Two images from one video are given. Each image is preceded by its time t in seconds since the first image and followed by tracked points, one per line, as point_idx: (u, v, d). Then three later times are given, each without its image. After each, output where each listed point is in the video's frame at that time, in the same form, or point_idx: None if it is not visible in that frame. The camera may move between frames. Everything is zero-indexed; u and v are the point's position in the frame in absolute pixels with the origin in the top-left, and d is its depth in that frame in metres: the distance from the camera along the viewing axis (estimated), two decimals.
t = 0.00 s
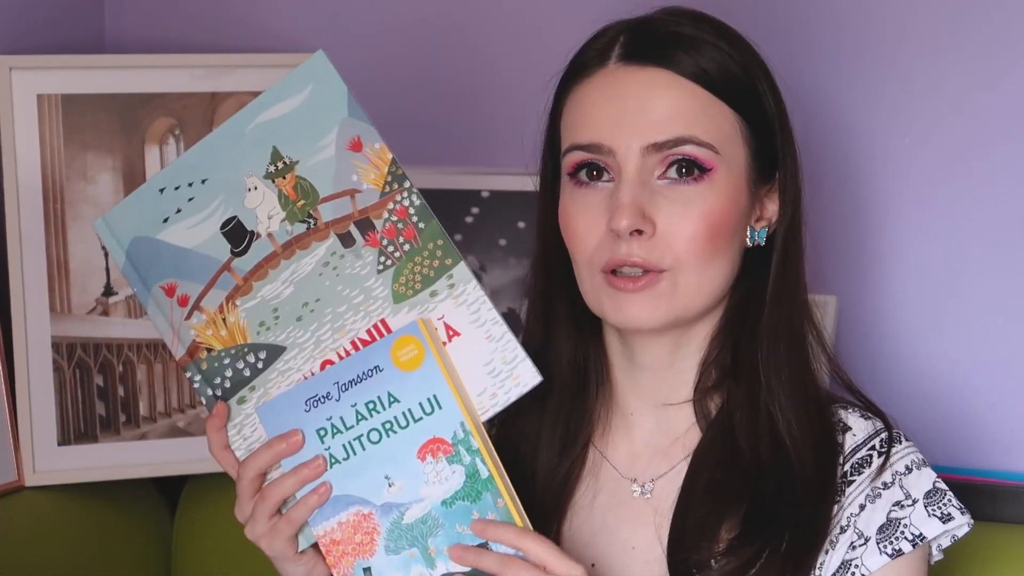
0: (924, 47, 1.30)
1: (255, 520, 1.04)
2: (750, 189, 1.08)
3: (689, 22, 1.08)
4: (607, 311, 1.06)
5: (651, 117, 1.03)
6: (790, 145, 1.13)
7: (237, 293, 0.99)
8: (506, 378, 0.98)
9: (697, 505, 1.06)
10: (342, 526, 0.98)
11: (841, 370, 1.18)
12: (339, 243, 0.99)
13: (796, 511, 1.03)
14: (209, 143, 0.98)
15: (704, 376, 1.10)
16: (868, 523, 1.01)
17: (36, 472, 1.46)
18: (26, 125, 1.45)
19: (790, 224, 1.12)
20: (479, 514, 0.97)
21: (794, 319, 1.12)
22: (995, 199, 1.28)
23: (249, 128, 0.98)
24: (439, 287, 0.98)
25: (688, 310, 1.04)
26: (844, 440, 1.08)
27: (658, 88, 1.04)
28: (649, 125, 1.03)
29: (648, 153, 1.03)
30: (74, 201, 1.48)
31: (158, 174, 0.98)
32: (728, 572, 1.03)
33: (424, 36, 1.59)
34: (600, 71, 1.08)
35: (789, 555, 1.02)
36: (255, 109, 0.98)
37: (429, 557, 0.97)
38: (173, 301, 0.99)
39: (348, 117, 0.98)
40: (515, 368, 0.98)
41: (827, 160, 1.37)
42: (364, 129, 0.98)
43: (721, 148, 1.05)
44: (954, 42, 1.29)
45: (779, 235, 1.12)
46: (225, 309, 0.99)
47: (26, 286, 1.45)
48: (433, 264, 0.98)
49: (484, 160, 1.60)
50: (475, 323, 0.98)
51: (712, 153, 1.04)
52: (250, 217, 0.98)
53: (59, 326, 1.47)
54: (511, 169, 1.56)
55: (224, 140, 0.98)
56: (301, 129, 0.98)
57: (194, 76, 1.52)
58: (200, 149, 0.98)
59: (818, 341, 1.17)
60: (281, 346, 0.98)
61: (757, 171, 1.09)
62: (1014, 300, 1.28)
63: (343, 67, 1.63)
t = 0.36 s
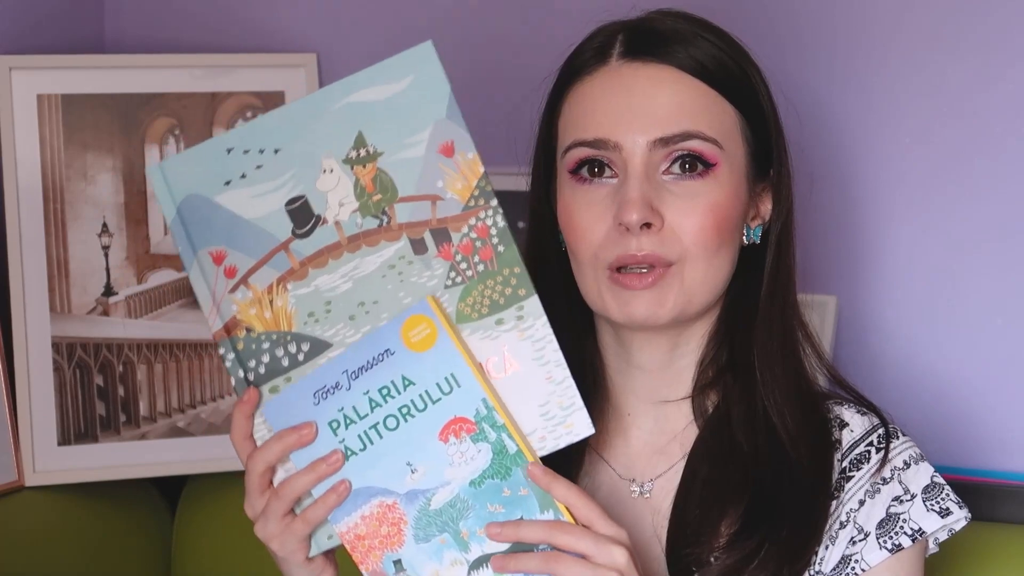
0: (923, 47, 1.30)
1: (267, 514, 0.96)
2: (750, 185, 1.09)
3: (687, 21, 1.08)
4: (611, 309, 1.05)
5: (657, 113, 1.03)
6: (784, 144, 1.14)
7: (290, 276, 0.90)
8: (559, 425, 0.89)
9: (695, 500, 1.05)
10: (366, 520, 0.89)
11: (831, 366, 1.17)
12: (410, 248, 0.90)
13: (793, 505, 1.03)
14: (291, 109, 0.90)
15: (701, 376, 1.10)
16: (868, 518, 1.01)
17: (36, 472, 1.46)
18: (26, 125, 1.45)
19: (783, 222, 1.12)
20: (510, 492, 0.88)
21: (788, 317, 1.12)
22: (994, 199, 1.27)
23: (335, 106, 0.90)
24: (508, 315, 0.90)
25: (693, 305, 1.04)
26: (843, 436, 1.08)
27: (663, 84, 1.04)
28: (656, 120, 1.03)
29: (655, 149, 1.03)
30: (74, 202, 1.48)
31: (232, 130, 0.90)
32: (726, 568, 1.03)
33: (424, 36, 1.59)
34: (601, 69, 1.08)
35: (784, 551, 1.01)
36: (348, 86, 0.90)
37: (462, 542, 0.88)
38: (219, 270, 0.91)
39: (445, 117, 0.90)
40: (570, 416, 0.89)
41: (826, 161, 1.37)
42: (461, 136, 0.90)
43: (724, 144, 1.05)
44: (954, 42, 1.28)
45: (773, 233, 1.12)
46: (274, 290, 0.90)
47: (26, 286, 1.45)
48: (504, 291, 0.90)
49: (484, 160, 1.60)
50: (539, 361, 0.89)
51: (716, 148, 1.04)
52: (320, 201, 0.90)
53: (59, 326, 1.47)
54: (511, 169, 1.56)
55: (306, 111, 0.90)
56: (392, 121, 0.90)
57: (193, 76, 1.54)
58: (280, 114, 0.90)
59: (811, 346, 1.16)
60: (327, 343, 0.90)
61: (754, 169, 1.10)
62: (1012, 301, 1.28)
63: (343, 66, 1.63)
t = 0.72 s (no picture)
0: (923, 48, 1.30)
1: None
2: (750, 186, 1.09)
3: (686, 22, 1.08)
4: (611, 313, 1.05)
5: (655, 116, 1.03)
6: (785, 145, 1.14)
7: (256, 357, 0.92)
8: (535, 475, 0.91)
9: (694, 501, 1.06)
10: (373, 561, 0.90)
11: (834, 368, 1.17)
12: (373, 317, 0.92)
13: (790, 507, 1.03)
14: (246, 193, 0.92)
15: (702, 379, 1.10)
16: (867, 520, 1.01)
17: (36, 471, 1.46)
18: (26, 125, 1.45)
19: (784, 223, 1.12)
20: (505, 495, 0.89)
21: (787, 319, 1.12)
22: (994, 201, 1.27)
23: (289, 188, 0.92)
24: (474, 373, 0.91)
25: (693, 307, 1.03)
26: (842, 438, 1.08)
27: (661, 87, 1.04)
28: (654, 123, 1.03)
29: (653, 151, 1.03)
30: (75, 202, 1.48)
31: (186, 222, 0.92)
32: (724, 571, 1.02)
33: (424, 36, 1.59)
34: (600, 71, 1.08)
35: (780, 552, 1.01)
36: (298, 169, 0.92)
37: (472, 555, 0.89)
38: (186, 357, 0.92)
39: (395, 190, 0.93)
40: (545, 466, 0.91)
41: (825, 162, 1.37)
42: (411, 203, 0.93)
43: (724, 146, 1.05)
44: (954, 42, 1.28)
45: (774, 233, 1.12)
46: (242, 372, 0.92)
47: (26, 286, 1.45)
48: (468, 350, 0.92)
49: (484, 160, 1.60)
50: (507, 415, 0.91)
51: (716, 151, 1.04)
52: (280, 280, 0.92)
53: (59, 326, 1.47)
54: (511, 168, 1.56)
55: (260, 195, 0.92)
56: (343, 197, 0.93)
57: (194, 76, 1.54)
58: (234, 202, 0.92)
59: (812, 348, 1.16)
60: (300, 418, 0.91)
61: (754, 171, 1.10)
62: (1013, 303, 1.27)
63: (343, 66, 1.63)
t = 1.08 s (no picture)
0: (922, 46, 1.29)
1: None
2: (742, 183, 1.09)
3: (679, 19, 1.07)
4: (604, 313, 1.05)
5: (648, 113, 1.03)
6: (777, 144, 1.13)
7: (220, 383, 0.91)
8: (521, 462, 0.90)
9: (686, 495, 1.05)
10: (359, 496, 0.87)
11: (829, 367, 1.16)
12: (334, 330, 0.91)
13: (784, 500, 1.02)
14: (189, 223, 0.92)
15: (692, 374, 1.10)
16: (858, 513, 1.00)
17: (36, 472, 1.46)
18: (26, 124, 1.45)
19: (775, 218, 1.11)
20: (503, 468, 0.87)
21: (778, 314, 1.11)
22: (993, 199, 1.26)
23: (231, 212, 0.92)
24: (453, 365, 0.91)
25: (688, 304, 1.03)
26: (834, 432, 1.07)
27: (654, 84, 1.03)
28: (647, 120, 1.03)
29: (647, 149, 1.03)
30: (74, 202, 1.48)
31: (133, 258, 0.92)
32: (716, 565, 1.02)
33: (423, 36, 1.59)
34: (595, 68, 1.08)
35: (772, 546, 1.00)
36: (237, 193, 0.92)
37: (455, 516, 0.86)
38: (150, 393, 0.91)
39: (338, 203, 0.93)
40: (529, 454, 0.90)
41: (823, 160, 1.36)
42: (359, 214, 0.92)
43: (718, 143, 1.04)
44: (952, 40, 1.27)
45: (766, 232, 1.11)
46: (207, 401, 0.91)
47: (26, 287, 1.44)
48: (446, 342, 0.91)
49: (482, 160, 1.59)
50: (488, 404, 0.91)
51: (709, 150, 1.04)
52: (236, 305, 0.91)
53: (58, 326, 1.47)
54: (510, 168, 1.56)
55: (204, 222, 0.92)
56: (287, 214, 0.93)
57: (194, 77, 1.55)
58: (179, 232, 0.91)
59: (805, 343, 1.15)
60: (270, 440, 0.90)
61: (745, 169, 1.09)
62: (1012, 302, 1.26)
63: (343, 66, 1.63)
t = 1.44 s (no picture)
0: (921, 45, 1.28)
1: None
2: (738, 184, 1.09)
3: (672, 19, 1.08)
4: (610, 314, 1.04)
5: (649, 113, 1.03)
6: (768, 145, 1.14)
7: (228, 390, 0.90)
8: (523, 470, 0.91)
9: (682, 494, 1.05)
10: (332, 529, 0.89)
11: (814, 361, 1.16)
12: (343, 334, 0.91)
13: (779, 491, 1.02)
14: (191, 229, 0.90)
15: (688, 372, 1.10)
16: (855, 511, 0.99)
17: (36, 472, 1.45)
18: (25, 125, 1.45)
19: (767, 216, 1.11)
20: (472, 485, 0.89)
21: (771, 313, 1.10)
22: (994, 198, 1.25)
23: (234, 218, 0.91)
24: (449, 378, 0.91)
25: (692, 303, 1.02)
26: (831, 429, 1.06)
27: (654, 85, 1.04)
28: (649, 120, 1.03)
29: (650, 148, 1.03)
30: (74, 202, 1.48)
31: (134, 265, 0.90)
32: (711, 564, 1.01)
33: (422, 35, 1.59)
34: (593, 69, 1.08)
35: (767, 540, 1.00)
36: (239, 198, 0.91)
37: (429, 539, 0.89)
38: (156, 402, 0.90)
39: (342, 206, 0.91)
40: (532, 459, 0.90)
41: (823, 160, 1.35)
42: (363, 216, 0.91)
43: (718, 143, 1.05)
44: (952, 39, 1.26)
45: (760, 232, 1.11)
46: (216, 408, 0.90)
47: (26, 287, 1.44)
48: (441, 355, 0.91)
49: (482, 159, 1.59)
50: (487, 414, 0.91)
51: (711, 149, 1.04)
52: (241, 311, 0.90)
53: (58, 326, 1.46)
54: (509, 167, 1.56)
55: (206, 228, 0.90)
56: (290, 217, 0.91)
57: (194, 77, 1.55)
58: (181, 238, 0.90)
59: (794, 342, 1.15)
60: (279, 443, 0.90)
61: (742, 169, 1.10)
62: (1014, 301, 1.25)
63: (342, 65, 1.62)
